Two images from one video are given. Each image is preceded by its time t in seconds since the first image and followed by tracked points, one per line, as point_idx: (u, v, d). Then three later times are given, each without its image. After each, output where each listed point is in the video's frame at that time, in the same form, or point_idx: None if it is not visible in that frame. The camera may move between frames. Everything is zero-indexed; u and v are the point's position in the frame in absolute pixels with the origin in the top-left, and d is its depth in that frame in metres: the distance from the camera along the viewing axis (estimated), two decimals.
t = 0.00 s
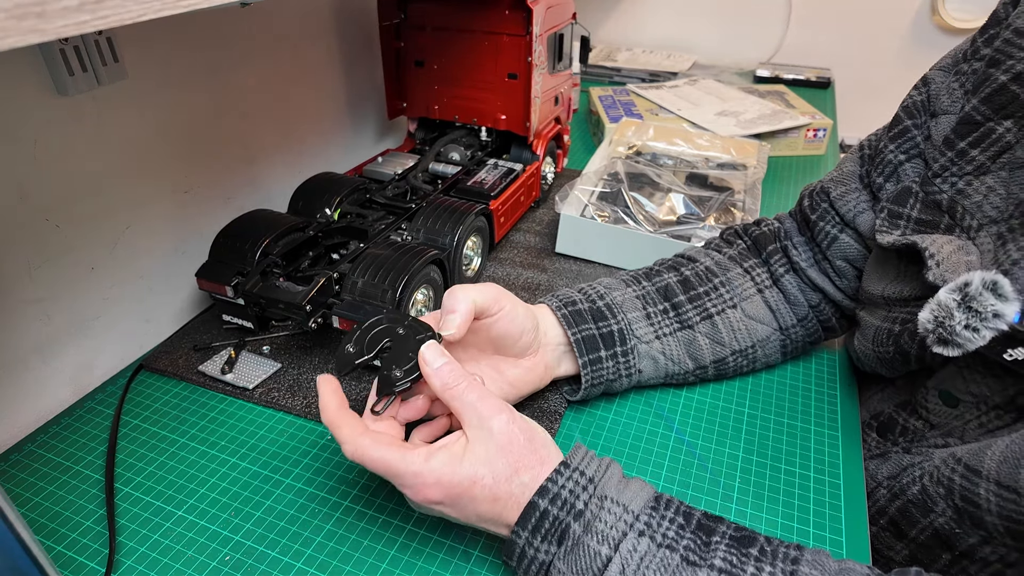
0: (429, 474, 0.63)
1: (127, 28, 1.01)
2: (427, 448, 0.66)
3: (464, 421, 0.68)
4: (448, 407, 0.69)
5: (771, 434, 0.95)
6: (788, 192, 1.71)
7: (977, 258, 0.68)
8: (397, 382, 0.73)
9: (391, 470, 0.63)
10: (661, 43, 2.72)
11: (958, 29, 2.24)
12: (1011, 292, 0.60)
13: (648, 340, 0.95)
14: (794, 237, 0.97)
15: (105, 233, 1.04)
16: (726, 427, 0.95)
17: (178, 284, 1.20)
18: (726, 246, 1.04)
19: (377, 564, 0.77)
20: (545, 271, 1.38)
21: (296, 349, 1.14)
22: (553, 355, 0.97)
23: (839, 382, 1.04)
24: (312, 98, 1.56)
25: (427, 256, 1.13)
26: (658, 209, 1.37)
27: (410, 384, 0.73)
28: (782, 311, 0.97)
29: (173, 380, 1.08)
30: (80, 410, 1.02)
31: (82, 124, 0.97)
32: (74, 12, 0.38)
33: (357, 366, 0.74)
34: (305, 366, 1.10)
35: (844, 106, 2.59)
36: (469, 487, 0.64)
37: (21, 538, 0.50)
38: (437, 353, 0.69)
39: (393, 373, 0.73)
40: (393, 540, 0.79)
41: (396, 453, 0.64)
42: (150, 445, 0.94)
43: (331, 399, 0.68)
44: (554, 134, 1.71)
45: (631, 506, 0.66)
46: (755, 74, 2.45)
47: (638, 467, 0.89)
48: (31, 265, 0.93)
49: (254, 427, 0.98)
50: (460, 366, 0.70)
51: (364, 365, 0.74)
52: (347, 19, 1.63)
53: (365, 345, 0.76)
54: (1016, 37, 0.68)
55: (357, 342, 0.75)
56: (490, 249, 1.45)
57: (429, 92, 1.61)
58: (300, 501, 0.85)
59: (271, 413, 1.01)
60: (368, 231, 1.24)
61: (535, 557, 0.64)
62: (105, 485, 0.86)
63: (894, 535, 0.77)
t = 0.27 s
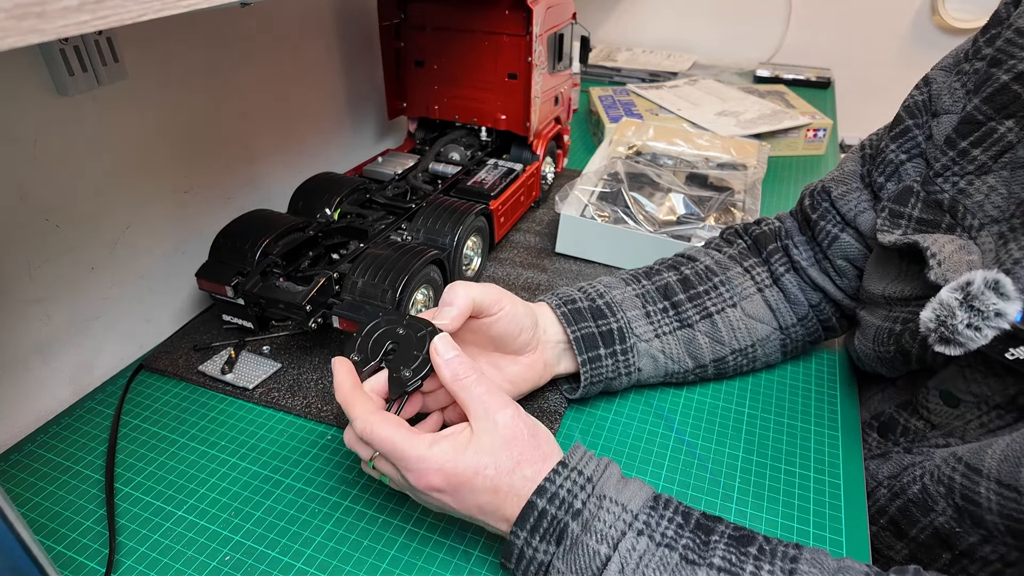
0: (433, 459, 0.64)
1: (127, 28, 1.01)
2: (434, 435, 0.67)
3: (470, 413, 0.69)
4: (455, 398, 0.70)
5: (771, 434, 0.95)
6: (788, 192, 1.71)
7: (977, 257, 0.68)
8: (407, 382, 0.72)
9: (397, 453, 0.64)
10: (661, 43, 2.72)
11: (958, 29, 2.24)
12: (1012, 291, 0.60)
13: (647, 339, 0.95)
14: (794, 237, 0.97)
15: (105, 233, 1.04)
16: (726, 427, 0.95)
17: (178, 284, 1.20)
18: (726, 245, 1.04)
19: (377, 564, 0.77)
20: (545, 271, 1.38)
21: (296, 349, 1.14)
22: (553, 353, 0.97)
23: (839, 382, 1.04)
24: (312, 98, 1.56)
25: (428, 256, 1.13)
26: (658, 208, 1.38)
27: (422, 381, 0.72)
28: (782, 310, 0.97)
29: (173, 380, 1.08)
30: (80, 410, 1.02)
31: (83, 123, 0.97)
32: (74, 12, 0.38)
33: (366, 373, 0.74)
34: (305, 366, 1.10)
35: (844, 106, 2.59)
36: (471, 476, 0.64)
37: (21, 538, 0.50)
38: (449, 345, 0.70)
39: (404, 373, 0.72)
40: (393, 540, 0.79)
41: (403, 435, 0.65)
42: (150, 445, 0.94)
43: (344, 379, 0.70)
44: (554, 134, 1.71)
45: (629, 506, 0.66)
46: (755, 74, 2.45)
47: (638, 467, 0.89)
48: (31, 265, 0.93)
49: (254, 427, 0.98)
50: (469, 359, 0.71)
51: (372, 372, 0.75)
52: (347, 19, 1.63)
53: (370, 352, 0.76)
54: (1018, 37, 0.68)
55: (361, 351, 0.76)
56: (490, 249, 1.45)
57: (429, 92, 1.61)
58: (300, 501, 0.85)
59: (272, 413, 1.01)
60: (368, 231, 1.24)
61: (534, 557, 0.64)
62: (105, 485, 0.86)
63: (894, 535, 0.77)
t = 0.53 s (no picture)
0: (428, 460, 0.64)
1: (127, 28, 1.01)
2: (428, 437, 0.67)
3: (465, 413, 0.69)
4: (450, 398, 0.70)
5: (772, 434, 0.94)
6: (788, 192, 1.71)
7: (978, 258, 0.68)
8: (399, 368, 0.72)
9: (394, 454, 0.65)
10: (662, 43, 2.72)
11: (958, 29, 2.24)
12: (1012, 292, 0.60)
13: (647, 340, 0.95)
14: (795, 237, 0.97)
15: (105, 233, 1.04)
16: (726, 427, 0.95)
17: (178, 284, 1.20)
18: (727, 246, 1.04)
19: (377, 563, 0.76)
20: (545, 271, 1.38)
21: (296, 349, 1.14)
22: (552, 354, 0.97)
23: (839, 382, 1.04)
24: (312, 98, 1.56)
25: (427, 256, 1.13)
26: (658, 208, 1.38)
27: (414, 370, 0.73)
28: (782, 310, 0.97)
29: (173, 380, 1.08)
30: (80, 410, 1.02)
31: (82, 123, 0.97)
32: (73, 12, 0.38)
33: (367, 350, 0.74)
34: (305, 366, 1.10)
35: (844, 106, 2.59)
36: (466, 477, 0.64)
37: (21, 538, 0.50)
38: (445, 344, 0.70)
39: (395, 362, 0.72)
40: (393, 539, 0.79)
41: (398, 437, 0.65)
42: (150, 445, 0.94)
43: (353, 375, 0.70)
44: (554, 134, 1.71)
45: (626, 503, 0.66)
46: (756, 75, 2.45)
47: (638, 466, 0.89)
48: (31, 265, 0.93)
49: (254, 427, 0.98)
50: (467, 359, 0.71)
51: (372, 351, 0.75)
52: (347, 19, 1.63)
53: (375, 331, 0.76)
54: (1019, 37, 0.68)
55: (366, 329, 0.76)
56: (490, 248, 1.45)
57: (429, 92, 1.61)
58: (300, 501, 0.85)
59: (271, 413, 1.01)
60: (368, 231, 1.24)
61: (531, 553, 0.64)
62: (105, 485, 0.86)
63: (893, 535, 0.77)
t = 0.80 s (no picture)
0: (427, 459, 0.65)
1: (127, 28, 1.00)
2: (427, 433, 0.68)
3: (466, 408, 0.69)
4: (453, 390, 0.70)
5: (772, 434, 0.94)
6: (789, 192, 1.71)
7: (978, 259, 0.68)
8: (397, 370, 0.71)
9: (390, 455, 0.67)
10: (662, 43, 2.72)
11: (958, 29, 2.24)
12: (1013, 294, 0.60)
13: (647, 340, 0.95)
14: (795, 237, 0.97)
15: (105, 233, 1.04)
16: (726, 427, 0.95)
17: (178, 283, 1.20)
18: (726, 246, 1.04)
19: (377, 563, 0.77)
20: (545, 271, 1.38)
21: (296, 349, 1.14)
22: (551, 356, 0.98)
23: (839, 382, 1.04)
24: (312, 98, 1.56)
25: (427, 256, 1.13)
26: (658, 209, 1.38)
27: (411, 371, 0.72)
28: (782, 311, 0.97)
29: (173, 380, 1.08)
30: (79, 410, 1.02)
31: (82, 123, 0.97)
32: (73, 12, 0.38)
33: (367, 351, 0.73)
34: (305, 366, 1.10)
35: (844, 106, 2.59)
36: (463, 475, 0.65)
37: (21, 538, 0.50)
38: (452, 337, 0.70)
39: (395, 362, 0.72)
40: (393, 539, 0.79)
41: (397, 438, 0.67)
42: (150, 445, 0.94)
43: (337, 380, 0.75)
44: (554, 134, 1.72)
45: (626, 504, 0.66)
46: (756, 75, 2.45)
47: (638, 466, 0.89)
48: (31, 265, 0.93)
49: (254, 427, 0.98)
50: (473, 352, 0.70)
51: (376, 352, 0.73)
52: (347, 19, 1.63)
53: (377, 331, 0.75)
54: (1019, 38, 0.69)
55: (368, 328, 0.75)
56: (490, 249, 1.45)
57: (429, 92, 1.61)
58: (300, 501, 0.85)
59: (271, 413, 1.01)
60: (368, 231, 1.24)
61: (531, 553, 0.64)
62: (105, 485, 0.86)
63: (893, 535, 0.77)
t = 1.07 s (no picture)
0: (428, 454, 0.64)
1: (127, 29, 1.00)
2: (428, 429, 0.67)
3: (467, 403, 0.69)
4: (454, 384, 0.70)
5: (772, 434, 0.94)
6: (789, 192, 1.71)
7: (979, 259, 0.68)
8: (406, 364, 0.71)
9: (390, 450, 0.65)
10: (662, 43, 2.72)
11: (958, 29, 2.24)
12: (1014, 294, 0.60)
13: (646, 340, 0.95)
14: (796, 237, 0.97)
15: (105, 233, 1.04)
16: (726, 427, 0.95)
17: (177, 283, 1.20)
18: (726, 246, 1.04)
19: (377, 563, 0.77)
20: (545, 271, 1.38)
21: (296, 349, 1.14)
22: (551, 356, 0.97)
23: (839, 382, 1.04)
24: (312, 98, 1.56)
25: (427, 256, 1.13)
26: (658, 208, 1.38)
27: (419, 364, 0.72)
28: (782, 310, 0.97)
29: (173, 380, 1.08)
30: (79, 410, 1.02)
31: (82, 123, 0.97)
32: (73, 12, 0.38)
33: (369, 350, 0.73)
34: (305, 366, 1.10)
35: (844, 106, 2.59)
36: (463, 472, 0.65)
37: (21, 538, 0.50)
38: (456, 332, 0.71)
39: (402, 356, 0.72)
40: (393, 539, 0.79)
41: (397, 433, 0.66)
42: (150, 445, 0.94)
43: (330, 380, 0.70)
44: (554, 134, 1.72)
45: (626, 502, 0.66)
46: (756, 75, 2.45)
47: (638, 466, 0.89)
48: (31, 265, 0.93)
49: (254, 427, 0.98)
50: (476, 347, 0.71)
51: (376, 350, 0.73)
52: (347, 19, 1.63)
53: (378, 330, 0.74)
54: (1020, 38, 0.69)
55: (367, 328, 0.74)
56: (490, 248, 1.45)
57: (429, 92, 1.61)
58: (300, 501, 0.85)
59: (271, 413, 1.01)
60: (368, 231, 1.24)
61: (530, 551, 0.64)
62: (105, 485, 0.86)
63: (893, 535, 0.77)
